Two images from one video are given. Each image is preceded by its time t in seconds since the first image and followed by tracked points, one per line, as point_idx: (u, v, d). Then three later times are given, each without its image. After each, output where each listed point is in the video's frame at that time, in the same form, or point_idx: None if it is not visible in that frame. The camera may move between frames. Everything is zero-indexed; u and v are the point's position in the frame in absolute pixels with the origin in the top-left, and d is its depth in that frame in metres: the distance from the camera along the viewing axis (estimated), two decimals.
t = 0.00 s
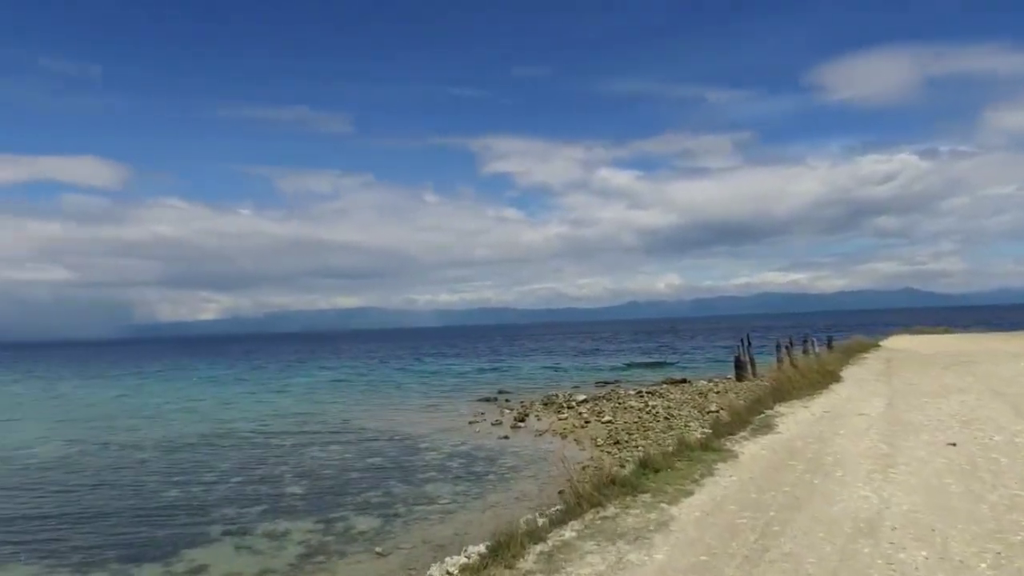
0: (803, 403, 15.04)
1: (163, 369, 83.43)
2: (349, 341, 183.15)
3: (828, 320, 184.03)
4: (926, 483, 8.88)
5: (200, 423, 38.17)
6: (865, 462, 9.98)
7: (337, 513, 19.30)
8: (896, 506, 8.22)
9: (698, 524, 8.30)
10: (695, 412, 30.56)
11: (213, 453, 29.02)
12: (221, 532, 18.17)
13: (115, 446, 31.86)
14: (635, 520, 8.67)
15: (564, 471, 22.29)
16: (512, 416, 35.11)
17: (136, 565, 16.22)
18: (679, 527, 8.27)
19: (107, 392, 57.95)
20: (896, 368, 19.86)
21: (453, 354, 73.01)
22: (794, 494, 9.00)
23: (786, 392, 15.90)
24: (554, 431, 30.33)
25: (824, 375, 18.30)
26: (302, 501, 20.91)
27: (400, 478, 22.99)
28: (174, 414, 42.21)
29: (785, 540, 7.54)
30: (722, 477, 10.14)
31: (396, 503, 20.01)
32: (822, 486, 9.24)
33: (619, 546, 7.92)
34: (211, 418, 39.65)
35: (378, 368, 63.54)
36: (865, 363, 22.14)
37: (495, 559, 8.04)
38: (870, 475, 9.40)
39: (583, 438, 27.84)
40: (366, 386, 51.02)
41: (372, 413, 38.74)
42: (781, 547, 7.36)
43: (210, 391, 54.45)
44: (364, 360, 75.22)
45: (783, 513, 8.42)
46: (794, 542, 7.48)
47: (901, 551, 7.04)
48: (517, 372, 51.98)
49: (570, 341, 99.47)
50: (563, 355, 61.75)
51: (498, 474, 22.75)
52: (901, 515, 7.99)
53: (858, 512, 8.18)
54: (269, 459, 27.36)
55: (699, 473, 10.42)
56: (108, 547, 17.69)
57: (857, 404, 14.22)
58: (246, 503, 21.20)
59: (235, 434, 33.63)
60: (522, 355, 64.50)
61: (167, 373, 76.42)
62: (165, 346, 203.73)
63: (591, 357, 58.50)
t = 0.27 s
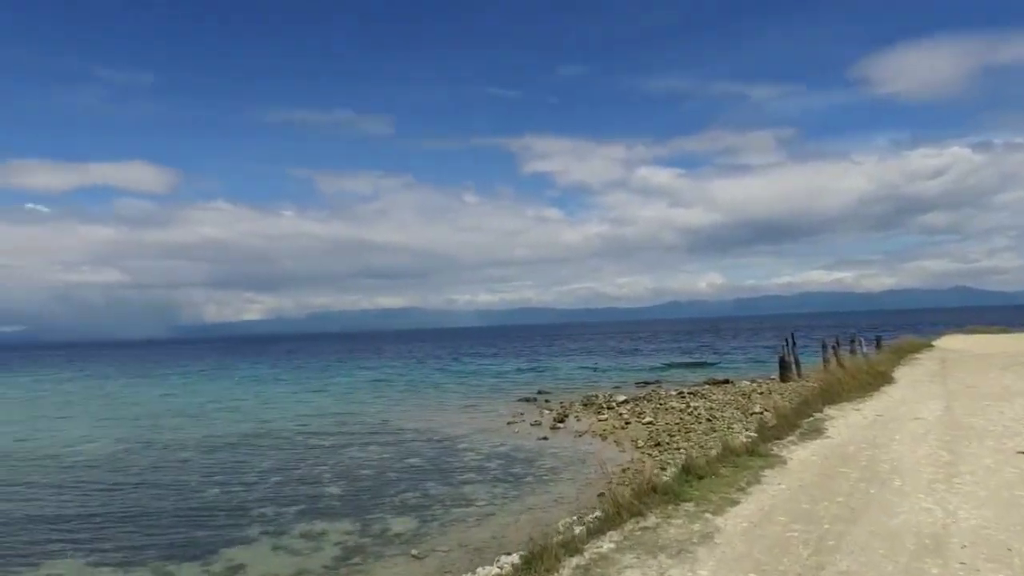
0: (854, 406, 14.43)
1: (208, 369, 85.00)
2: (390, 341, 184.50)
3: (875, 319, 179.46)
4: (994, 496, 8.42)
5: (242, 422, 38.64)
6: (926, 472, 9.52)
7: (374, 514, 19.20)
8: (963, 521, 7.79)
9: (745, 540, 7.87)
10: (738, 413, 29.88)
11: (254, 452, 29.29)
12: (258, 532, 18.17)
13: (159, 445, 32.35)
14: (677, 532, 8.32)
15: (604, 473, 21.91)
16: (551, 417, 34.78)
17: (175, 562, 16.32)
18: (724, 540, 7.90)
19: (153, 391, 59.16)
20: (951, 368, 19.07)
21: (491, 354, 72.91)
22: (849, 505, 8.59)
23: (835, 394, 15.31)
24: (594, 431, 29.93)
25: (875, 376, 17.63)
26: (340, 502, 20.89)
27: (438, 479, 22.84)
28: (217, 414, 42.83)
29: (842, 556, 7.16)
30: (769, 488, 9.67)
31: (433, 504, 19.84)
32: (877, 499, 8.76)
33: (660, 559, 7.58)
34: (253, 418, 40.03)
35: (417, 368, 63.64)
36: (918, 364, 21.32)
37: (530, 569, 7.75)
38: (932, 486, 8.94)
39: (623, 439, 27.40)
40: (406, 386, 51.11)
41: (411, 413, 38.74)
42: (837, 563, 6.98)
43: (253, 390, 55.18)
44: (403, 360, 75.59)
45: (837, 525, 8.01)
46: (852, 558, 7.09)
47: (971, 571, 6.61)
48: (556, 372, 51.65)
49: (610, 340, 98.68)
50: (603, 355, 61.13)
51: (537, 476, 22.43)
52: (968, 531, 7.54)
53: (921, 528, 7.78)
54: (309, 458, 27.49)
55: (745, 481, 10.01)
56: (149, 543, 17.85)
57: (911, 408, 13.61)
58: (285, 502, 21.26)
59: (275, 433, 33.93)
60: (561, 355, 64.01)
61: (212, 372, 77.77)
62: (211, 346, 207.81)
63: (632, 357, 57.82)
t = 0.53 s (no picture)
0: (907, 411, 13.73)
1: (251, 368, 86.26)
2: (429, 342, 185.45)
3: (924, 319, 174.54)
4: None
5: (281, 422, 38.93)
6: (988, 492, 8.95)
7: (408, 517, 18.97)
8: None
9: (791, 563, 7.34)
10: (782, 416, 29.06)
11: (291, 453, 29.39)
12: (291, 534, 18.05)
13: (200, 444, 32.71)
14: (718, 550, 7.86)
15: (642, 478, 21.39)
16: (589, 418, 34.32)
17: (209, 562, 16.29)
18: (769, 561, 7.44)
19: (197, 390, 60.13)
20: (1009, 372, 18.15)
21: (529, 354, 72.58)
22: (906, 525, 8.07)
23: (886, 398, 14.60)
24: (632, 433, 29.40)
25: (928, 380, 16.83)
26: (374, 503, 20.73)
27: (473, 481, 22.56)
28: (257, 413, 43.25)
29: None
30: (817, 503, 9.14)
31: (468, 508, 19.55)
32: (940, 521, 8.14)
33: None
34: (292, 418, 40.30)
35: (455, 368, 63.61)
36: (973, 366, 20.39)
37: None
38: (994, 508, 8.40)
39: (662, 442, 26.81)
40: (443, 386, 51.02)
41: (448, 414, 38.62)
42: None
43: (293, 390, 55.71)
44: (441, 360, 75.70)
45: (895, 548, 7.50)
46: None
47: None
48: (594, 373, 51.12)
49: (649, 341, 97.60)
50: (643, 356, 60.33)
51: (573, 479, 21.98)
52: None
53: (991, 556, 7.17)
54: (345, 459, 27.45)
55: (790, 493, 9.50)
56: (184, 542, 17.88)
57: (969, 416, 12.86)
58: (320, 503, 21.19)
59: (313, 434, 34.05)
60: (600, 356, 63.36)
61: (254, 372, 78.88)
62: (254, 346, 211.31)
63: (671, 358, 56.99)
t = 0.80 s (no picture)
0: (947, 416, 13.07)
1: (281, 367, 86.95)
2: (456, 341, 185.55)
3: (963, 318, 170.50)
4: None
5: (308, 421, 38.97)
6: None
7: (429, 519, 18.66)
8: None
9: None
10: (814, 418, 28.28)
11: (316, 452, 29.31)
12: (312, 535, 17.83)
13: (226, 443, 32.76)
14: (744, 569, 7.42)
15: (669, 480, 20.84)
16: (615, 419, 33.78)
17: (228, 564, 16.12)
18: None
19: (227, 389, 60.64)
20: None
21: (557, 354, 72.09)
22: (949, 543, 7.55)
23: (925, 402, 13.96)
24: (660, 435, 28.85)
25: (970, 382, 16.09)
26: (396, 505, 20.46)
27: (496, 483, 22.20)
28: (285, 412, 43.38)
29: None
30: (851, 517, 8.65)
31: (490, 510, 19.18)
32: (988, 543, 7.54)
33: None
34: (318, 417, 40.29)
35: (482, 367, 63.29)
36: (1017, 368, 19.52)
37: None
38: None
39: (690, 444, 26.22)
40: (469, 386, 50.73)
41: (473, 414, 38.31)
42: None
43: (321, 389, 55.88)
44: (469, 359, 75.55)
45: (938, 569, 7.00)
46: None
47: None
48: (622, 373, 50.52)
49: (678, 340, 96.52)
50: (671, 355, 59.51)
51: (599, 482, 21.49)
52: None
53: None
54: (369, 459, 27.26)
55: (822, 505, 9.02)
56: (204, 541, 17.76)
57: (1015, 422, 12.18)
58: (341, 504, 20.99)
59: (338, 433, 33.97)
60: (628, 355, 62.62)
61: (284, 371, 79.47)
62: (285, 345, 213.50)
63: (701, 357, 56.12)
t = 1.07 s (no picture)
0: (972, 421, 12.50)
1: (297, 367, 87.11)
2: (472, 340, 185.37)
3: (987, 316, 167.66)
4: None
5: (321, 421, 38.82)
6: None
7: (436, 522, 18.32)
8: None
9: None
10: (833, 420, 27.62)
11: (327, 453, 29.09)
12: (317, 537, 17.56)
13: (237, 443, 32.63)
14: None
15: (683, 483, 20.35)
16: (629, 419, 33.30)
17: (231, 566, 15.87)
18: None
19: (242, 389, 60.71)
20: None
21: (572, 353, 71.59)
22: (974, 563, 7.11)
23: (948, 405, 13.41)
24: (674, 436, 28.35)
25: (995, 384, 15.47)
26: (403, 507, 20.12)
27: (506, 485, 21.83)
28: (298, 412, 43.28)
29: None
30: (867, 532, 8.22)
31: (499, 513, 18.79)
32: (1017, 564, 7.02)
33: None
34: (331, 417, 40.11)
35: (497, 367, 62.92)
36: None
37: None
38: None
39: (705, 446, 25.69)
40: (483, 386, 50.37)
41: (486, 414, 37.95)
42: None
43: (335, 389, 55.80)
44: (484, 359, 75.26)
45: None
46: None
47: None
48: (637, 372, 49.97)
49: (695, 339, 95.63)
50: (688, 355, 58.80)
51: (610, 485, 21.04)
52: None
53: None
54: (379, 460, 26.97)
55: (836, 519, 8.59)
56: (208, 542, 17.52)
57: None
58: (349, 505, 20.71)
59: (350, 434, 33.76)
60: (644, 355, 61.99)
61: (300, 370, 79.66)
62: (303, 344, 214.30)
63: (718, 357, 55.41)
